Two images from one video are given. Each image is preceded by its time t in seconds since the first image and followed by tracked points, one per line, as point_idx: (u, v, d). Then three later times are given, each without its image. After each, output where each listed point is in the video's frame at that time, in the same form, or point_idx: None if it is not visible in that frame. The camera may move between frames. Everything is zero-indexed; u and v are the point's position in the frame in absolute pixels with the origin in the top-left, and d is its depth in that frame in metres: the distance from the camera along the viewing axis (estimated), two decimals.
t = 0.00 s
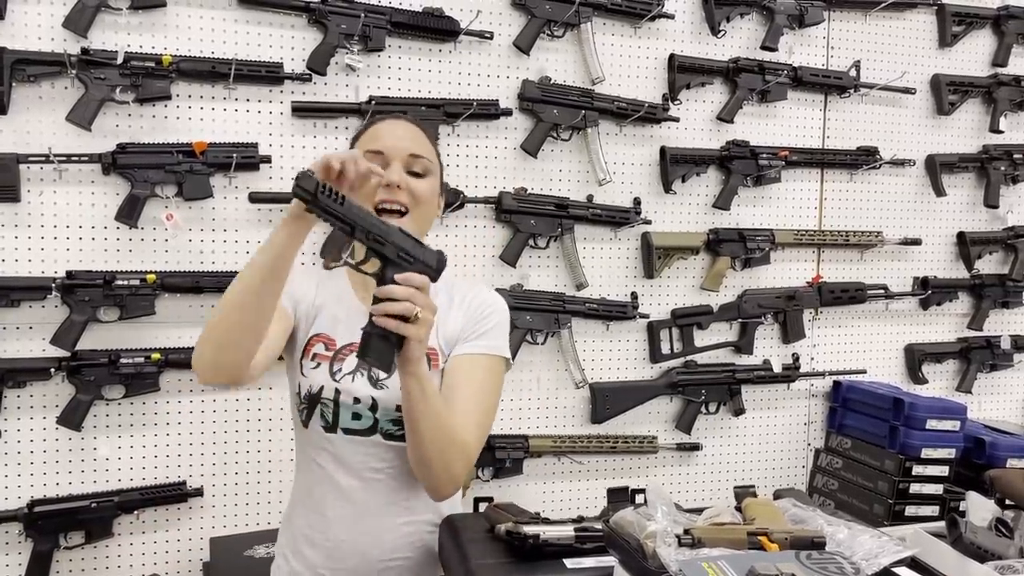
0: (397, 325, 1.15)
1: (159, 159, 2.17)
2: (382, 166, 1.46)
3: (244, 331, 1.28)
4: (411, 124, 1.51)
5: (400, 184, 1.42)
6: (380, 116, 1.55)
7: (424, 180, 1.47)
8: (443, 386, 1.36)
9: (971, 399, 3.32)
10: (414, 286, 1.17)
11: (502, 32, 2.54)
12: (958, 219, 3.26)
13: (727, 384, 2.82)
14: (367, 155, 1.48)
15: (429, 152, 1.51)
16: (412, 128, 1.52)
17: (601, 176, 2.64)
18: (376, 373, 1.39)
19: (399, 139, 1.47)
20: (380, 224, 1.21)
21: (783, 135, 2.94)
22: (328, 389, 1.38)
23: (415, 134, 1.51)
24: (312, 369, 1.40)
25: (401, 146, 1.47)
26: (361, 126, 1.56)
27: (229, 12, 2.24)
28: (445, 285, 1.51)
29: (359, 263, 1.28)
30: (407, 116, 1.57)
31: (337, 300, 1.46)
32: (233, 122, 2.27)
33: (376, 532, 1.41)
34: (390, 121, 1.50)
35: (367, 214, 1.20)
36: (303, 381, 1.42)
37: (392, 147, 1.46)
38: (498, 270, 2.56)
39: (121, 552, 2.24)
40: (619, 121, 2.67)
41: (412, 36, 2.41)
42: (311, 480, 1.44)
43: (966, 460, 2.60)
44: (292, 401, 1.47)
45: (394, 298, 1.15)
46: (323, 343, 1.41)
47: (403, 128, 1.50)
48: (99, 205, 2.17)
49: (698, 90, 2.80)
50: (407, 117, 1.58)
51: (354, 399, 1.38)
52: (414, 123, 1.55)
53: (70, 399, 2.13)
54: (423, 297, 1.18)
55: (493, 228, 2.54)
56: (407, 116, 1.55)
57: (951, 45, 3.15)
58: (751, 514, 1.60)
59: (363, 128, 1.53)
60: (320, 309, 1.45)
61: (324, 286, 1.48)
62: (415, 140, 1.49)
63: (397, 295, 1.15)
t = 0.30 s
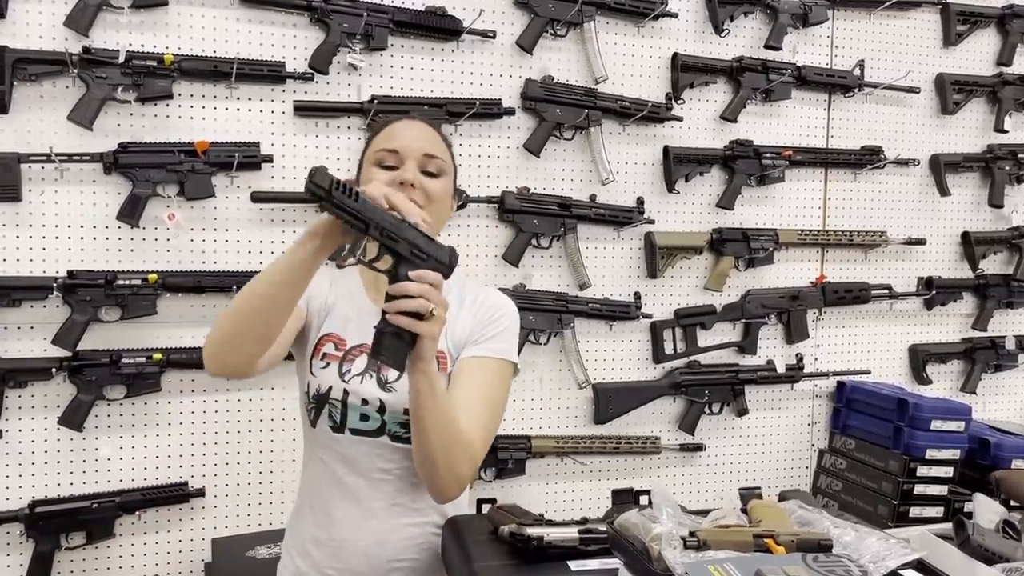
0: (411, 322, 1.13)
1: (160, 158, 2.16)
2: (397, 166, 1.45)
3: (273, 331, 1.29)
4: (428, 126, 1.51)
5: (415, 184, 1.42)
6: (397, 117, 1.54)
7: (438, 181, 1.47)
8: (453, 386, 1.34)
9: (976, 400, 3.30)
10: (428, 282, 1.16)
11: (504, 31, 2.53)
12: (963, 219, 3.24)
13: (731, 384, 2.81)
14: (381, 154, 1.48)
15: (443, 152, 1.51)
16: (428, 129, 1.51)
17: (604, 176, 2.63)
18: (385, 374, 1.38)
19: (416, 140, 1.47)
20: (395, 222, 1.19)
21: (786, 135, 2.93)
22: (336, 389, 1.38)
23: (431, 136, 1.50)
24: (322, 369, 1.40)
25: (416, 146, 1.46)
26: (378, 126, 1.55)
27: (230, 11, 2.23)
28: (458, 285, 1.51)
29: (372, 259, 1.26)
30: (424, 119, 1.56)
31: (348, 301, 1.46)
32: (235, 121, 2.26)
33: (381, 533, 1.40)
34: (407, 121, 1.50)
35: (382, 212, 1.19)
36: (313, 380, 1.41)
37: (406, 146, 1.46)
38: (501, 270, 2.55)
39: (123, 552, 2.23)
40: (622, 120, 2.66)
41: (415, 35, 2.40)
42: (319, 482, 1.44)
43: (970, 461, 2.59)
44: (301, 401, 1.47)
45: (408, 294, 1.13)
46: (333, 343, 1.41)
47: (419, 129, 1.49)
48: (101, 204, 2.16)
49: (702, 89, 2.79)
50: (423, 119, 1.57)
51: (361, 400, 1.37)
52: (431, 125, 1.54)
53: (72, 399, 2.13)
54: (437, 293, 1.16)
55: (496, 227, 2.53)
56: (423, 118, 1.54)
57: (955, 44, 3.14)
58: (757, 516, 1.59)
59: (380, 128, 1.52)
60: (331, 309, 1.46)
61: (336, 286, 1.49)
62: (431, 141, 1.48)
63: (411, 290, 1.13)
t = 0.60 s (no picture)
0: (406, 306, 1.15)
1: (163, 157, 2.15)
2: (406, 163, 1.44)
3: (287, 355, 1.28)
4: (440, 125, 1.49)
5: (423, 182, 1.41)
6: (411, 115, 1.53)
7: (448, 180, 1.45)
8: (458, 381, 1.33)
9: (979, 399, 3.29)
10: (428, 268, 1.16)
11: (507, 29, 2.52)
12: (967, 218, 3.23)
13: (734, 384, 2.80)
14: (392, 151, 1.47)
15: (455, 154, 1.49)
16: (441, 128, 1.50)
17: (607, 175, 2.62)
18: (390, 375, 1.38)
19: (427, 138, 1.46)
20: (400, 201, 1.19)
21: (790, 133, 2.92)
22: (341, 391, 1.37)
23: (443, 135, 1.49)
24: (326, 370, 1.39)
25: (427, 144, 1.45)
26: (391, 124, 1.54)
27: (232, 9, 2.22)
28: (463, 286, 1.51)
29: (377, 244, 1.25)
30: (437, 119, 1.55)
31: (354, 301, 1.46)
32: (237, 120, 2.26)
33: (385, 534, 1.39)
34: (420, 119, 1.49)
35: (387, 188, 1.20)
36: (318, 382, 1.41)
37: (417, 144, 1.45)
38: (504, 269, 2.54)
39: (125, 552, 2.23)
40: (625, 118, 2.65)
41: (417, 33, 2.39)
42: (324, 482, 1.43)
43: (975, 461, 2.58)
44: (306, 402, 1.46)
45: (406, 278, 1.15)
46: (337, 344, 1.41)
47: (432, 128, 1.48)
48: (102, 203, 2.15)
49: (705, 88, 2.78)
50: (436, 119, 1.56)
51: (366, 402, 1.36)
52: (443, 125, 1.53)
53: (73, 398, 2.12)
54: (436, 281, 1.17)
55: (499, 226, 2.52)
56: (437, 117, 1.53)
57: (960, 43, 3.13)
58: (763, 517, 1.58)
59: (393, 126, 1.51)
60: (336, 309, 1.45)
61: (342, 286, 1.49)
62: (442, 140, 1.47)
63: (408, 274, 1.15)
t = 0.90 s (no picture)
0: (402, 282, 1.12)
1: (164, 155, 2.15)
2: (410, 160, 1.43)
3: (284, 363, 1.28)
4: (446, 125, 1.49)
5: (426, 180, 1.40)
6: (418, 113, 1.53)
7: (450, 181, 1.45)
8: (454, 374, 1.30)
9: (982, 399, 3.29)
10: (425, 243, 1.13)
11: (510, 27, 2.51)
12: (969, 217, 3.23)
13: (736, 383, 2.80)
14: (397, 147, 1.46)
15: (460, 154, 1.48)
16: (447, 127, 1.49)
17: (610, 173, 2.61)
18: (389, 373, 1.37)
19: (433, 137, 1.45)
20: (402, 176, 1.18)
21: (793, 132, 2.92)
22: (340, 389, 1.37)
23: (449, 134, 1.48)
24: (325, 369, 1.40)
25: (433, 143, 1.44)
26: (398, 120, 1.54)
27: (234, 7, 2.22)
28: (464, 285, 1.51)
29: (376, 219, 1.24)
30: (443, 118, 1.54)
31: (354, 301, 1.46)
32: (239, 118, 2.25)
33: (386, 533, 1.38)
34: (426, 117, 1.48)
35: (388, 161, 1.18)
36: (318, 381, 1.41)
37: (422, 142, 1.44)
38: (506, 268, 2.54)
39: (126, 551, 2.23)
40: (628, 117, 2.65)
41: (420, 31, 2.38)
42: (324, 481, 1.43)
43: (978, 460, 2.58)
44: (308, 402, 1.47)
45: (400, 252, 1.12)
46: (336, 343, 1.41)
47: (438, 127, 1.47)
48: (104, 201, 2.15)
49: (708, 86, 2.78)
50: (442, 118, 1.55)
51: (364, 400, 1.35)
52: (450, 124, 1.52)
53: (75, 397, 2.12)
54: (434, 257, 1.14)
55: (502, 225, 2.52)
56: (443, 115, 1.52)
57: (963, 41, 3.12)
58: (766, 515, 1.57)
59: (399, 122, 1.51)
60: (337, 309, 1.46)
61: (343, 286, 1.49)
62: (448, 140, 1.46)
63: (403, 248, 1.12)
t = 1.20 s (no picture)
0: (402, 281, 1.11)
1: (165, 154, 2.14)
2: (411, 159, 1.43)
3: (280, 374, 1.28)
4: (448, 124, 1.48)
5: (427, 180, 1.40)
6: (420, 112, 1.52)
7: (451, 180, 1.45)
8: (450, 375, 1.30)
9: (982, 398, 3.29)
10: (425, 243, 1.12)
11: (511, 26, 2.51)
12: (970, 216, 3.23)
13: (737, 382, 2.79)
14: (398, 147, 1.46)
15: (462, 154, 1.48)
16: (448, 127, 1.49)
17: (610, 172, 2.61)
18: (386, 372, 1.37)
19: (434, 136, 1.45)
20: (404, 177, 1.19)
21: (794, 131, 2.91)
22: (337, 388, 1.37)
23: (450, 133, 1.48)
24: (324, 368, 1.40)
25: (434, 142, 1.44)
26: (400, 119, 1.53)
27: (235, 5, 2.22)
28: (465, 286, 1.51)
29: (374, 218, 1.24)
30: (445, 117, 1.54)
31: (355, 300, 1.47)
32: (240, 117, 2.25)
33: (386, 533, 1.38)
34: (428, 117, 1.48)
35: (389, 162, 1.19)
36: (317, 380, 1.42)
37: (423, 141, 1.43)
38: (507, 267, 2.54)
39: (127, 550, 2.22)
40: (629, 116, 2.65)
41: (421, 30, 2.38)
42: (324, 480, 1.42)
43: (979, 459, 2.58)
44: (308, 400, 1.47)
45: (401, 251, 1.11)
46: (335, 341, 1.42)
47: (439, 126, 1.47)
48: (105, 200, 2.15)
49: (709, 85, 2.78)
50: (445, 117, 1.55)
51: (361, 399, 1.35)
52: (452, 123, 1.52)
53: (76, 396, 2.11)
54: (435, 257, 1.13)
55: (503, 224, 2.52)
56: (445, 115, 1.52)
57: (964, 40, 3.12)
58: (768, 515, 1.57)
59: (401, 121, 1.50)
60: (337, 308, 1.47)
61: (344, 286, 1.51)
62: (448, 139, 1.46)
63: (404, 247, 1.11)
